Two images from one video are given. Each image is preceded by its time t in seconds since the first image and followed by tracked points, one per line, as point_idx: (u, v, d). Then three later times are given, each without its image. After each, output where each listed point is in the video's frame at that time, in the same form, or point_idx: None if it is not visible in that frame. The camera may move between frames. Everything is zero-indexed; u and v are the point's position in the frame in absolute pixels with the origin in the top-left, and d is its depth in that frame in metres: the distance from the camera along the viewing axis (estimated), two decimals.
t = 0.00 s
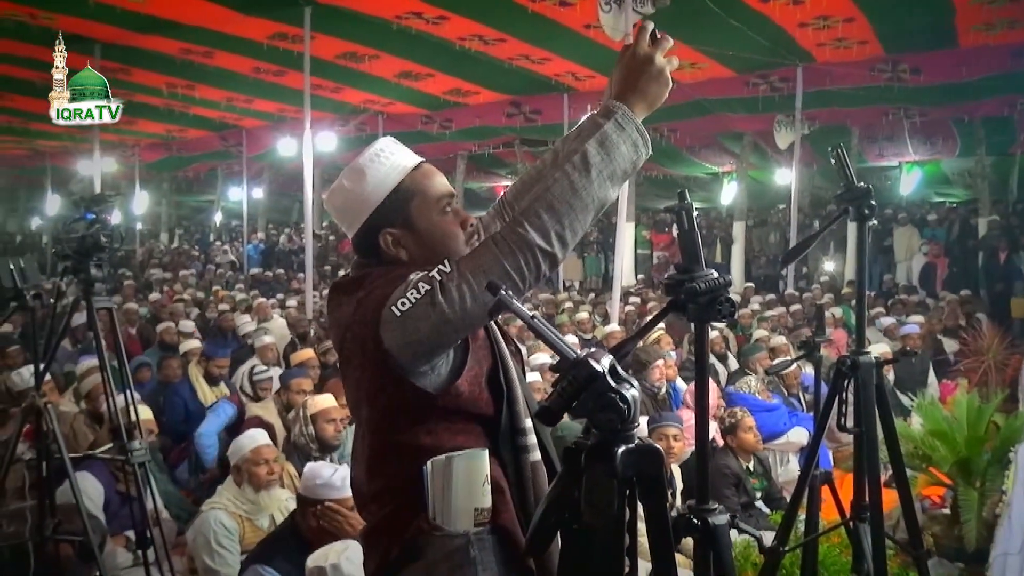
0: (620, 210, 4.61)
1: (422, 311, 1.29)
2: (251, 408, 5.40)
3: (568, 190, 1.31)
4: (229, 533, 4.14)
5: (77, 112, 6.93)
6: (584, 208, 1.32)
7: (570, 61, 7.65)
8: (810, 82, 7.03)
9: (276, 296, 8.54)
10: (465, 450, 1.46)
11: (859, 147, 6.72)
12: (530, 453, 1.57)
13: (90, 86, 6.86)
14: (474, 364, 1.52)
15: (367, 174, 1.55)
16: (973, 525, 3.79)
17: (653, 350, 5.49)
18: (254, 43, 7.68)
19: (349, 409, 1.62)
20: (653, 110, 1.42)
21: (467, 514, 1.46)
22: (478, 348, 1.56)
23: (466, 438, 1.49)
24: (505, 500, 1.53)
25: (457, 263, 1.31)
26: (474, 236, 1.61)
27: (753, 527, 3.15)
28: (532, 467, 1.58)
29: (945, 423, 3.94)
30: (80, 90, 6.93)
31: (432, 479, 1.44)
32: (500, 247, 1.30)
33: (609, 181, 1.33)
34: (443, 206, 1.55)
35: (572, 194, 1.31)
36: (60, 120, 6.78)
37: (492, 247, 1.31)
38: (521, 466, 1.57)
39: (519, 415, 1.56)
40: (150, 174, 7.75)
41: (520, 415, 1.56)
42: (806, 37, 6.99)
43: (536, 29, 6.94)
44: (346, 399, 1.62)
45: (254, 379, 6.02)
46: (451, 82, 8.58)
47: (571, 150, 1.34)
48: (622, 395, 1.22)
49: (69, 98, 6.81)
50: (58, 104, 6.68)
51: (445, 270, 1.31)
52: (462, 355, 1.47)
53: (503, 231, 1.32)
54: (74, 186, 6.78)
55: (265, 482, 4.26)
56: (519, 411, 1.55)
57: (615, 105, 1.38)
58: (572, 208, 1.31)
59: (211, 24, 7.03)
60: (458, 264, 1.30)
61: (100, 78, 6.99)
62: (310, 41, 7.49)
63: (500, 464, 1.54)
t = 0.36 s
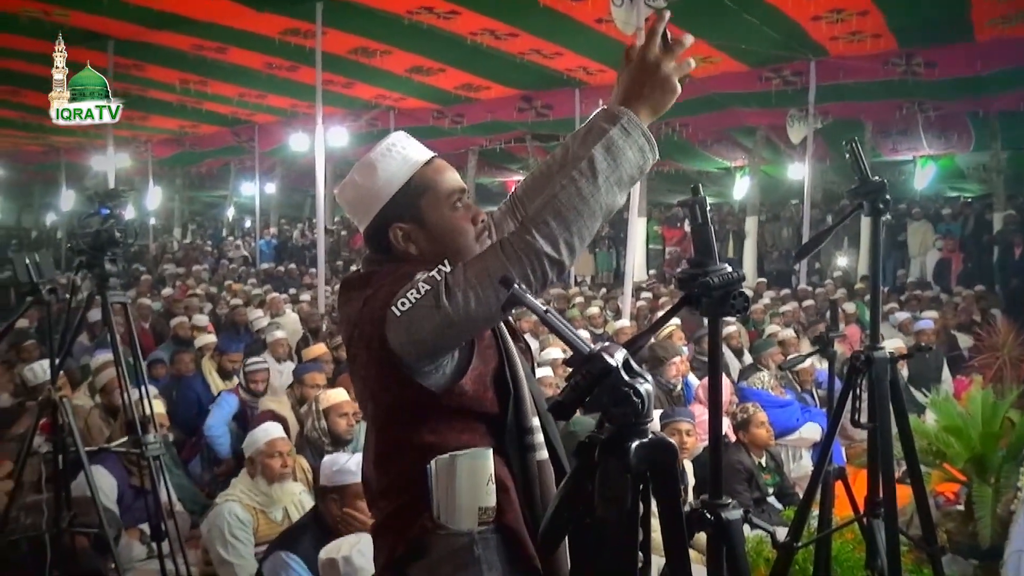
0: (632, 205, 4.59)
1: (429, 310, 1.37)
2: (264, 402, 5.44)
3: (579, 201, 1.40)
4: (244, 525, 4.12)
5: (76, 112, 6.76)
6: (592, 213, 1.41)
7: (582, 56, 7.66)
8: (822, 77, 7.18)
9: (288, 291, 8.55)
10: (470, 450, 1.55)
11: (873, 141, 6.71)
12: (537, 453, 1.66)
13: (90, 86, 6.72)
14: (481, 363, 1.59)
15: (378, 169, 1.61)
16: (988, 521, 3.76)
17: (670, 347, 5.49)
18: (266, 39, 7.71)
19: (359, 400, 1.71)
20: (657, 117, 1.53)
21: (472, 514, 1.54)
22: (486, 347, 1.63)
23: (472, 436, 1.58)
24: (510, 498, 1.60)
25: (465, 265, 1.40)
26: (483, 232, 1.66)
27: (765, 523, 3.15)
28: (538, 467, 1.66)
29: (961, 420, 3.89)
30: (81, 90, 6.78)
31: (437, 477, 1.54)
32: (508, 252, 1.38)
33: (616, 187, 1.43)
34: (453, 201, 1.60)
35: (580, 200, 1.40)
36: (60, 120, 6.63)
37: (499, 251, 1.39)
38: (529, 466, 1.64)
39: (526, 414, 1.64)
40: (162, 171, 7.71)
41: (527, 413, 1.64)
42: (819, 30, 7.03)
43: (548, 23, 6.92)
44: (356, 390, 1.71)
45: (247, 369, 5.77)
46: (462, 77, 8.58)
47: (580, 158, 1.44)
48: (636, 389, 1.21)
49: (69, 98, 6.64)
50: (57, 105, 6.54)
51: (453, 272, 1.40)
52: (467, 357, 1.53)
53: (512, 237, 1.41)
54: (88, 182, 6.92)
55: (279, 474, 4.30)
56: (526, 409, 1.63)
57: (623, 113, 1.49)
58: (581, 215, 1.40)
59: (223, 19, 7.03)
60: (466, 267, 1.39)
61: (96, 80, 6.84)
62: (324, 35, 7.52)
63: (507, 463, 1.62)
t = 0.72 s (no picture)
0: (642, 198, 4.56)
1: (431, 353, 1.45)
2: (273, 396, 5.47)
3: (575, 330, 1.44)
4: (256, 518, 4.14)
5: (77, 112, 6.72)
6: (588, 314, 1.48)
7: (591, 49, 7.63)
8: (834, 70, 7.22)
9: (298, 284, 8.80)
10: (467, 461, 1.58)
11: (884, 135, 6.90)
12: (540, 459, 1.68)
13: (90, 86, 6.69)
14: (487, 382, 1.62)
15: (388, 162, 1.63)
16: (998, 516, 3.71)
17: (678, 341, 5.47)
18: (276, 33, 7.56)
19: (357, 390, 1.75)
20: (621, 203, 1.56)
21: (471, 524, 1.58)
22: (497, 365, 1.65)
23: (472, 444, 1.62)
24: (509, 509, 1.64)
25: (470, 318, 1.46)
26: (490, 228, 1.68)
27: (776, 517, 3.15)
28: (541, 473, 1.69)
29: (971, 415, 3.93)
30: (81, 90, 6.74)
31: (436, 490, 1.58)
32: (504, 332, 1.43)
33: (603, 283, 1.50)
34: (461, 197, 1.61)
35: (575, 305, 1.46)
36: (62, 121, 6.57)
37: (502, 324, 1.44)
38: (530, 473, 1.67)
39: (528, 420, 1.66)
40: (173, 165, 7.68)
41: (529, 420, 1.66)
42: (831, 23, 6.78)
43: (557, 16, 6.89)
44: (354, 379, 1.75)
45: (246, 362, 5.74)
46: (472, 71, 8.53)
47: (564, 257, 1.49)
48: (645, 383, 1.21)
49: (69, 98, 6.61)
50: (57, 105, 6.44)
51: (460, 318, 1.46)
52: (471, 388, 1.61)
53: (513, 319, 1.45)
54: (98, 176, 6.81)
55: (291, 468, 4.26)
56: (528, 416, 1.65)
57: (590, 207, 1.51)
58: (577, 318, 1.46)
59: (232, 14, 6.99)
60: (466, 323, 1.45)
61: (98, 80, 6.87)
62: (332, 30, 7.44)
63: (508, 470, 1.65)
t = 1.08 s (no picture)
0: (648, 192, 4.57)
1: (407, 378, 1.35)
2: (280, 391, 5.49)
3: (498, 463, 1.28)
4: (262, 514, 3.93)
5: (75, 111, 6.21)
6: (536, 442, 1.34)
7: (598, 44, 7.62)
8: (843, 64, 7.26)
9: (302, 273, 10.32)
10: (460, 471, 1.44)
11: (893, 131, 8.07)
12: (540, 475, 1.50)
13: (89, 86, 6.02)
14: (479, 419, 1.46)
15: (397, 152, 1.51)
16: (1006, 513, 3.45)
17: (680, 336, 5.48)
18: (283, 30, 7.46)
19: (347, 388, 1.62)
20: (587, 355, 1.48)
21: (466, 531, 1.43)
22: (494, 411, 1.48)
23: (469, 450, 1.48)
24: (506, 514, 1.47)
25: (435, 370, 1.33)
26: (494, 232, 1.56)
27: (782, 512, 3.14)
28: (538, 487, 1.55)
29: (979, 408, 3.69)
30: (80, 89, 6.06)
31: (432, 493, 1.43)
32: (451, 406, 1.30)
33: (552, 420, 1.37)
34: (464, 198, 1.50)
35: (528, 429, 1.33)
36: (60, 121, 5.96)
37: (456, 397, 1.31)
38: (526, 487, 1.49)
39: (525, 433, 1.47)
40: (179, 159, 8.90)
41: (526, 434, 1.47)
42: (839, 17, 6.53)
43: (564, 11, 6.85)
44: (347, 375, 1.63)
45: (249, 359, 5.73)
46: (479, 67, 8.54)
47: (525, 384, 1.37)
48: (653, 378, 1.20)
49: (67, 97, 5.94)
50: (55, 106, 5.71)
51: (429, 363, 1.34)
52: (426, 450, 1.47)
53: (464, 403, 1.31)
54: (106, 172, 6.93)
55: (296, 464, 4.12)
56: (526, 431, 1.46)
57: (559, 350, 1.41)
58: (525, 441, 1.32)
59: (239, 10, 6.95)
60: (426, 375, 1.33)
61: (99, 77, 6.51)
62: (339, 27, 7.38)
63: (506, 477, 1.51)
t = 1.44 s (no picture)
0: (654, 192, 4.57)
1: (376, 384, 1.22)
2: (287, 391, 5.51)
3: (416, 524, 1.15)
4: (270, 511, 3.88)
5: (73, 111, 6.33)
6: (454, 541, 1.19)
7: (603, 44, 7.62)
8: (849, 63, 7.25)
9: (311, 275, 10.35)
10: (459, 465, 1.30)
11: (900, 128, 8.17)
12: (542, 479, 1.31)
13: (90, 86, 6.01)
14: (476, 431, 1.32)
15: (409, 151, 1.38)
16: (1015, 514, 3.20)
17: (687, 336, 5.47)
18: (288, 30, 7.44)
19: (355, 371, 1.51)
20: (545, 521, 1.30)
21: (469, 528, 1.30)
22: (493, 427, 1.32)
23: (472, 445, 1.33)
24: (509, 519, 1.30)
25: (397, 393, 1.20)
26: (509, 229, 1.43)
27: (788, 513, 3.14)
28: (540, 494, 1.31)
29: (983, 406, 3.35)
30: (81, 89, 6.00)
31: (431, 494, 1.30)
32: (398, 440, 1.17)
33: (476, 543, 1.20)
34: (477, 196, 1.37)
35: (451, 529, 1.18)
36: (62, 122, 5.93)
37: (405, 433, 1.18)
38: (529, 492, 1.32)
39: (524, 438, 1.30)
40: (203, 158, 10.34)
41: (525, 440, 1.30)
42: (846, 15, 6.53)
43: (570, 11, 6.83)
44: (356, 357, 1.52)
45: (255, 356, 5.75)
46: (484, 66, 8.55)
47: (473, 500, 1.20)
48: (662, 377, 1.16)
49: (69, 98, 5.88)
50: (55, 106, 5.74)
51: (394, 384, 1.21)
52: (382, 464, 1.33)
53: (410, 444, 1.17)
54: (114, 173, 6.96)
55: (304, 462, 4.10)
56: (524, 435, 1.29)
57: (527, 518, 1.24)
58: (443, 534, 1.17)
59: (245, 11, 6.94)
60: (387, 397, 1.20)
61: (99, 78, 6.49)
62: (345, 27, 7.36)
63: (509, 476, 1.34)
